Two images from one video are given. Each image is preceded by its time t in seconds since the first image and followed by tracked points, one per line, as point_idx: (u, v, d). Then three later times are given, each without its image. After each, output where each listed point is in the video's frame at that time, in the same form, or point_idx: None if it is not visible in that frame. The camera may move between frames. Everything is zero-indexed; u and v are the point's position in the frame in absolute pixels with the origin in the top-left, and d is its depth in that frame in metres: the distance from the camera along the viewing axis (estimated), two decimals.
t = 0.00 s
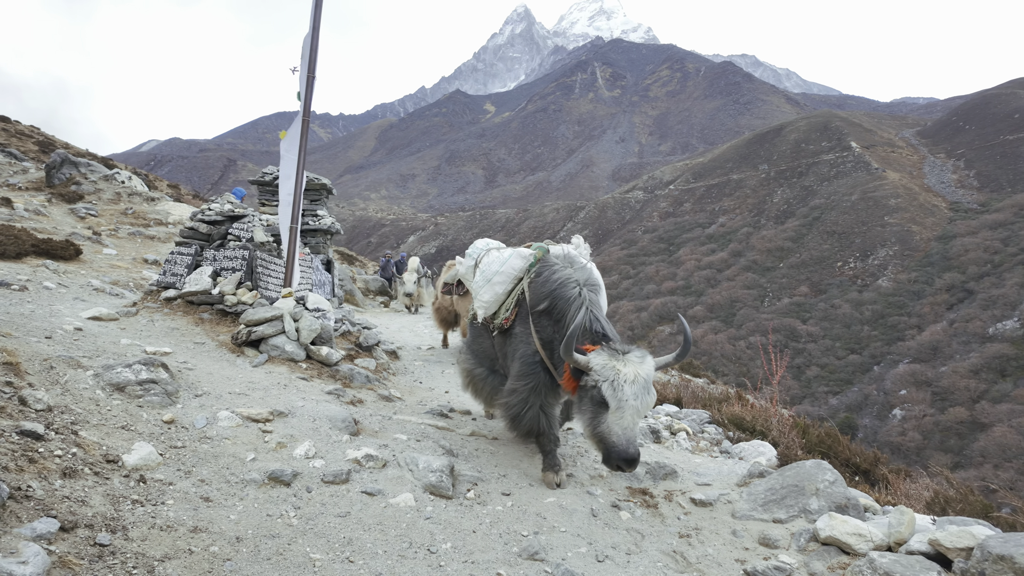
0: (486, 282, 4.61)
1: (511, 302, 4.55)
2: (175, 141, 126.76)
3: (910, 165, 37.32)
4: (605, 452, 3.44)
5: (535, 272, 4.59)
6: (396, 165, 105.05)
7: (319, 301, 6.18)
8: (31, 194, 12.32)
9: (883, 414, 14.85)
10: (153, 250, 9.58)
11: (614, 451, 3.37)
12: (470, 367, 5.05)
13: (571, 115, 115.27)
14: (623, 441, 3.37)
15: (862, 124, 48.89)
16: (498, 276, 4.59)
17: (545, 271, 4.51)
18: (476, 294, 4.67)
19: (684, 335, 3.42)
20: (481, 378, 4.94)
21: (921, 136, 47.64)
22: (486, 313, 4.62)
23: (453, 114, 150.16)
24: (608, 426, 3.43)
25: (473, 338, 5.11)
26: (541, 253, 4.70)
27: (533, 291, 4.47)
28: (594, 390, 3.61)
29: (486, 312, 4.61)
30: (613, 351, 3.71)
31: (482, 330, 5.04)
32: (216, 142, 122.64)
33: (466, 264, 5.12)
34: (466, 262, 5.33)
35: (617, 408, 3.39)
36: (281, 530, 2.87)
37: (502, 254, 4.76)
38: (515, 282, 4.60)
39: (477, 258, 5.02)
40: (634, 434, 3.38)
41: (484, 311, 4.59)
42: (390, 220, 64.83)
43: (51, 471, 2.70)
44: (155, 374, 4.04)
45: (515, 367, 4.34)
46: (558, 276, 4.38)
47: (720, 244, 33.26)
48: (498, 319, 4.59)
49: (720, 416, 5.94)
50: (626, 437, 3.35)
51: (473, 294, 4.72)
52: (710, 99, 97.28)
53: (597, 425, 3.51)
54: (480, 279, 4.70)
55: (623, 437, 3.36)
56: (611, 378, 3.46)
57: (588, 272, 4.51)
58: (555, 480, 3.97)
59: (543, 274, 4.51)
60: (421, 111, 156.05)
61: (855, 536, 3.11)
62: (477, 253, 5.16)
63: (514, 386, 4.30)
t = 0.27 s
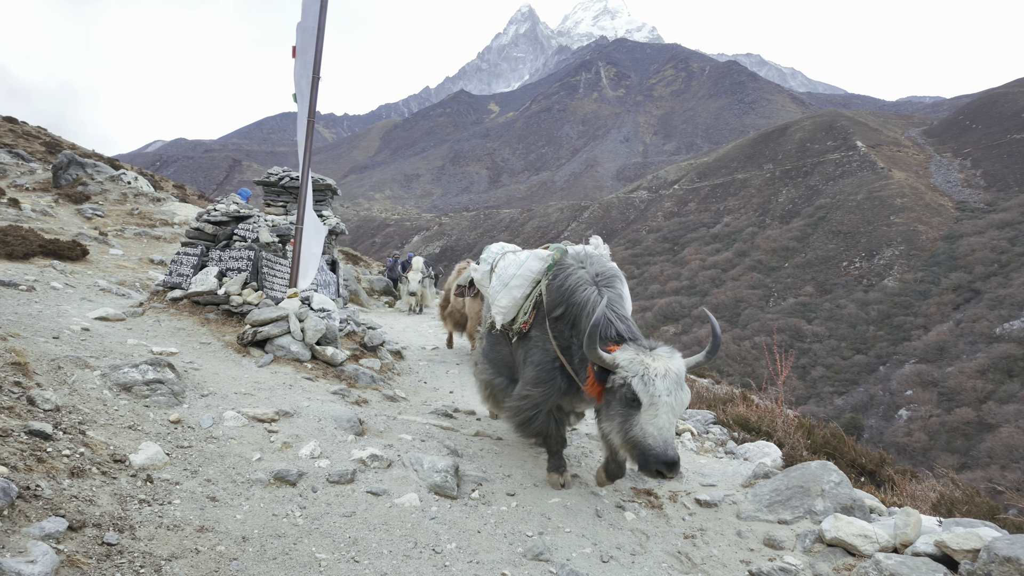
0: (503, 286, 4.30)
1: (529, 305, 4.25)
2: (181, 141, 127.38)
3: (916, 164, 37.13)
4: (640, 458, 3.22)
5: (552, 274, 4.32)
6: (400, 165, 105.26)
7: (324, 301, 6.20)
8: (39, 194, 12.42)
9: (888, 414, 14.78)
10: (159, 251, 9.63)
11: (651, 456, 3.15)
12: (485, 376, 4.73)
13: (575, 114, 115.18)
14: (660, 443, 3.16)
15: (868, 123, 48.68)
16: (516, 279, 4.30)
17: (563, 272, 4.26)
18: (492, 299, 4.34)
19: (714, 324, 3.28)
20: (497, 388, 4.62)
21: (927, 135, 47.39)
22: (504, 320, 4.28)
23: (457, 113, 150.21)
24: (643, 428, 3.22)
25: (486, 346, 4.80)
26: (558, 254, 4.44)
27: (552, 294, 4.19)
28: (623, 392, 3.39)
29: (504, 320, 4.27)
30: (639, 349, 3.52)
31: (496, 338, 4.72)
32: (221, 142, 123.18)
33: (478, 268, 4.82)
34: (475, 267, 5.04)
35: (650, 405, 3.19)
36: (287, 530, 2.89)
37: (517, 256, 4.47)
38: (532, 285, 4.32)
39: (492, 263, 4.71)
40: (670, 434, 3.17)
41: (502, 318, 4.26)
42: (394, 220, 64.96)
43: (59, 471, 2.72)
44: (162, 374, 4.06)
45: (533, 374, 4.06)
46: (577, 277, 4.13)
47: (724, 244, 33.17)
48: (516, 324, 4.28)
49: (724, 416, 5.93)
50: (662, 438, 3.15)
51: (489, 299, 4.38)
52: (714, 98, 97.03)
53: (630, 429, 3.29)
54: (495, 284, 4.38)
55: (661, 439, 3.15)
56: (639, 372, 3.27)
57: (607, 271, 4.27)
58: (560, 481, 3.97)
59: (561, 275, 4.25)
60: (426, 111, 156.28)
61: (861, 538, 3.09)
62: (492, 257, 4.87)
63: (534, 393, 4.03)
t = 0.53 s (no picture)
0: (532, 291, 4.11)
1: (560, 312, 4.05)
2: (186, 141, 127.81)
3: (922, 163, 36.93)
4: (686, 479, 3.01)
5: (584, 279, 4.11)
6: (404, 166, 105.38)
7: (330, 301, 6.21)
8: (46, 195, 12.49)
9: (894, 415, 14.70)
10: (165, 251, 9.68)
11: (696, 477, 2.95)
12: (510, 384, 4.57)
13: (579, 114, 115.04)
14: (709, 464, 2.94)
15: (874, 122, 48.45)
16: (546, 285, 4.09)
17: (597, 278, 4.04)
18: (521, 305, 4.15)
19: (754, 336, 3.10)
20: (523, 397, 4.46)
21: (933, 134, 47.13)
22: (533, 327, 4.09)
23: (460, 113, 150.27)
24: (686, 447, 3.02)
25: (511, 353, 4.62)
26: (590, 258, 4.22)
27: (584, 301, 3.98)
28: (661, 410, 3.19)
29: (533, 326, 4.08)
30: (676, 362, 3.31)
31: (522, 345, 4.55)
32: (225, 143, 123.64)
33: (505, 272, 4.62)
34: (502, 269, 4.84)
35: (692, 423, 2.99)
36: (294, 528, 2.90)
37: (548, 259, 4.26)
38: (563, 291, 4.11)
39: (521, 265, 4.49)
40: (719, 453, 2.95)
41: (530, 325, 4.07)
42: (398, 221, 65.04)
43: (68, 470, 2.74)
44: (169, 374, 4.09)
45: (561, 384, 3.89)
46: (611, 285, 3.91)
47: (729, 244, 33.08)
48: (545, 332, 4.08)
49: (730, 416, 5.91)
50: (707, 458, 2.94)
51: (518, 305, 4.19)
52: (719, 97, 96.72)
53: (671, 448, 3.10)
54: (524, 288, 4.18)
55: (707, 459, 2.94)
56: (677, 389, 3.08)
57: (641, 279, 4.05)
58: (565, 481, 3.99)
59: (593, 282, 4.03)
60: (429, 111, 156.34)
61: (868, 539, 3.09)
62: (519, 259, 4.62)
63: (563, 406, 3.87)
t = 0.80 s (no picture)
0: (565, 296, 3.62)
1: (596, 319, 3.60)
2: (192, 142, 128.44)
3: (928, 162, 36.75)
4: (736, 515, 2.76)
5: (622, 283, 3.68)
6: (408, 166, 105.54)
7: (334, 301, 6.23)
8: (53, 196, 12.56)
9: (900, 415, 14.63)
10: (171, 251, 9.74)
11: (748, 516, 2.69)
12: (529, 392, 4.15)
13: (583, 114, 115.01)
14: (763, 503, 2.68)
15: (880, 121, 48.23)
16: (580, 290, 3.61)
17: (636, 283, 3.62)
18: (552, 312, 3.66)
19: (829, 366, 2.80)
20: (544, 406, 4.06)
21: (940, 133, 46.89)
22: (565, 336, 3.63)
23: (464, 113, 150.43)
24: (740, 483, 2.74)
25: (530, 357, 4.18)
26: (626, 260, 3.78)
27: (622, 307, 3.56)
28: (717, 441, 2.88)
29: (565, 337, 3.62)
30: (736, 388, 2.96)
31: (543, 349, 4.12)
32: (230, 143, 124.22)
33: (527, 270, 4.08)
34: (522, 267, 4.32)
35: (755, 462, 2.68)
36: (299, 528, 2.91)
37: (581, 261, 3.78)
38: (597, 296, 3.66)
39: (549, 268, 3.92)
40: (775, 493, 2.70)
41: (563, 333, 3.60)
42: (403, 221, 65.20)
43: (75, 468, 2.76)
44: (175, 373, 4.11)
45: (594, 397, 3.51)
46: (653, 293, 3.49)
47: (734, 244, 33.00)
48: (578, 341, 3.64)
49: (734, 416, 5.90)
50: (762, 498, 2.68)
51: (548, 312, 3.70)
52: (724, 97, 96.48)
53: (724, 482, 2.81)
54: (556, 292, 3.69)
55: (763, 498, 2.68)
56: (744, 424, 2.72)
57: (683, 286, 3.69)
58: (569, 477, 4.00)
59: (633, 286, 3.60)
60: (434, 111, 156.51)
61: (875, 539, 3.07)
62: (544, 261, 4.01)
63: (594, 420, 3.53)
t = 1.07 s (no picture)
0: (589, 303, 3.48)
1: (625, 325, 3.43)
2: (197, 142, 129.06)
3: (934, 161, 36.56)
4: (821, 522, 2.56)
5: (649, 283, 3.52)
6: (412, 166, 105.67)
7: (338, 300, 6.24)
8: (58, 196, 12.61)
9: (906, 415, 14.54)
10: (175, 251, 9.77)
11: (836, 521, 2.50)
12: (559, 410, 3.87)
13: (587, 114, 114.92)
14: (851, 506, 2.48)
15: (885, 120, 48.01)
16: (604, 296, 3.47)
17: (665, 282, 3.46)
18: (576, 320, 3.51)
19: (882, 345, 2.67)
20: (578, 424, 3.78)
21: (946, 132, 46.64)
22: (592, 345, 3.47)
23: (468, 113, 150.57)
24: (821, 488, 2.55)
25: (557, 370, 3.94)
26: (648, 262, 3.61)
27: (654, 309, 3.40)
28: (789, 443, 2.67)
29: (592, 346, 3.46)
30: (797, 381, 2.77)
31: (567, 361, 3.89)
32: (235, 144, 124.65)
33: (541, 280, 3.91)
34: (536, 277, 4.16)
35: (834, 462, 2.50)
36: (302, 526, 2.91)
37: (601, 263, 3.62)
38: (624, 301, 3.50)
39: (567, 274, 3.73)
40: (861, 494, 2.50)
41: (590, 343, 3.44)
42: (406, 221, 65.26)
43: (79, 467, 2.76)
44: (179, 372, 4.11)
45: (638, 408, 3.22)
46: (683, 292, 3.32)
47: (739, 243, 32.89)
48: (607, 348, 3.46)
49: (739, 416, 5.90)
50: (849, 501, 2.48)
51: (572, 321, 3.54)
52: (728, 96, 96.27)
53: (802, 488, 2.61)
54: (579, 299, 3.53)
55: (849, 501, 2.48)
56: (815, 422, 2.54)
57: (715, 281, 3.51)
58: (576, 481, 3.96)
59: (662, 285, 3.44)
60: (438, 112, 156.67)
61: (881, 540, 3.05)
62: (561, 266, 3.84)
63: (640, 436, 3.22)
